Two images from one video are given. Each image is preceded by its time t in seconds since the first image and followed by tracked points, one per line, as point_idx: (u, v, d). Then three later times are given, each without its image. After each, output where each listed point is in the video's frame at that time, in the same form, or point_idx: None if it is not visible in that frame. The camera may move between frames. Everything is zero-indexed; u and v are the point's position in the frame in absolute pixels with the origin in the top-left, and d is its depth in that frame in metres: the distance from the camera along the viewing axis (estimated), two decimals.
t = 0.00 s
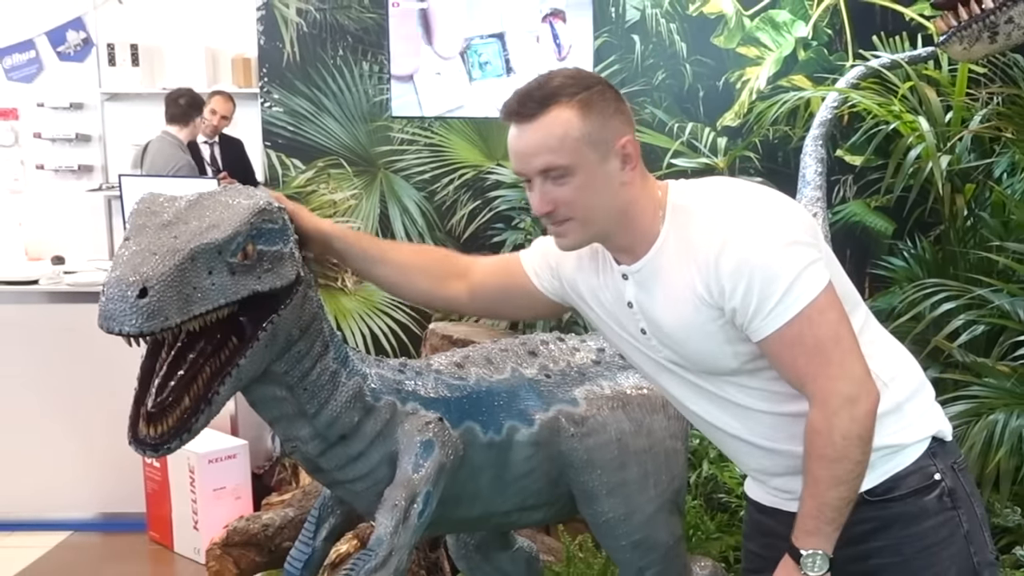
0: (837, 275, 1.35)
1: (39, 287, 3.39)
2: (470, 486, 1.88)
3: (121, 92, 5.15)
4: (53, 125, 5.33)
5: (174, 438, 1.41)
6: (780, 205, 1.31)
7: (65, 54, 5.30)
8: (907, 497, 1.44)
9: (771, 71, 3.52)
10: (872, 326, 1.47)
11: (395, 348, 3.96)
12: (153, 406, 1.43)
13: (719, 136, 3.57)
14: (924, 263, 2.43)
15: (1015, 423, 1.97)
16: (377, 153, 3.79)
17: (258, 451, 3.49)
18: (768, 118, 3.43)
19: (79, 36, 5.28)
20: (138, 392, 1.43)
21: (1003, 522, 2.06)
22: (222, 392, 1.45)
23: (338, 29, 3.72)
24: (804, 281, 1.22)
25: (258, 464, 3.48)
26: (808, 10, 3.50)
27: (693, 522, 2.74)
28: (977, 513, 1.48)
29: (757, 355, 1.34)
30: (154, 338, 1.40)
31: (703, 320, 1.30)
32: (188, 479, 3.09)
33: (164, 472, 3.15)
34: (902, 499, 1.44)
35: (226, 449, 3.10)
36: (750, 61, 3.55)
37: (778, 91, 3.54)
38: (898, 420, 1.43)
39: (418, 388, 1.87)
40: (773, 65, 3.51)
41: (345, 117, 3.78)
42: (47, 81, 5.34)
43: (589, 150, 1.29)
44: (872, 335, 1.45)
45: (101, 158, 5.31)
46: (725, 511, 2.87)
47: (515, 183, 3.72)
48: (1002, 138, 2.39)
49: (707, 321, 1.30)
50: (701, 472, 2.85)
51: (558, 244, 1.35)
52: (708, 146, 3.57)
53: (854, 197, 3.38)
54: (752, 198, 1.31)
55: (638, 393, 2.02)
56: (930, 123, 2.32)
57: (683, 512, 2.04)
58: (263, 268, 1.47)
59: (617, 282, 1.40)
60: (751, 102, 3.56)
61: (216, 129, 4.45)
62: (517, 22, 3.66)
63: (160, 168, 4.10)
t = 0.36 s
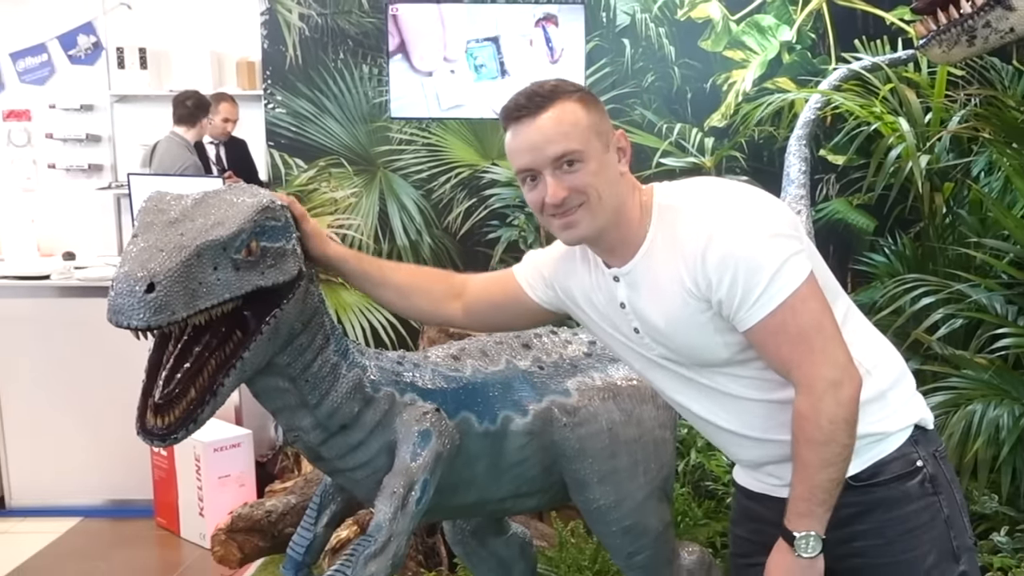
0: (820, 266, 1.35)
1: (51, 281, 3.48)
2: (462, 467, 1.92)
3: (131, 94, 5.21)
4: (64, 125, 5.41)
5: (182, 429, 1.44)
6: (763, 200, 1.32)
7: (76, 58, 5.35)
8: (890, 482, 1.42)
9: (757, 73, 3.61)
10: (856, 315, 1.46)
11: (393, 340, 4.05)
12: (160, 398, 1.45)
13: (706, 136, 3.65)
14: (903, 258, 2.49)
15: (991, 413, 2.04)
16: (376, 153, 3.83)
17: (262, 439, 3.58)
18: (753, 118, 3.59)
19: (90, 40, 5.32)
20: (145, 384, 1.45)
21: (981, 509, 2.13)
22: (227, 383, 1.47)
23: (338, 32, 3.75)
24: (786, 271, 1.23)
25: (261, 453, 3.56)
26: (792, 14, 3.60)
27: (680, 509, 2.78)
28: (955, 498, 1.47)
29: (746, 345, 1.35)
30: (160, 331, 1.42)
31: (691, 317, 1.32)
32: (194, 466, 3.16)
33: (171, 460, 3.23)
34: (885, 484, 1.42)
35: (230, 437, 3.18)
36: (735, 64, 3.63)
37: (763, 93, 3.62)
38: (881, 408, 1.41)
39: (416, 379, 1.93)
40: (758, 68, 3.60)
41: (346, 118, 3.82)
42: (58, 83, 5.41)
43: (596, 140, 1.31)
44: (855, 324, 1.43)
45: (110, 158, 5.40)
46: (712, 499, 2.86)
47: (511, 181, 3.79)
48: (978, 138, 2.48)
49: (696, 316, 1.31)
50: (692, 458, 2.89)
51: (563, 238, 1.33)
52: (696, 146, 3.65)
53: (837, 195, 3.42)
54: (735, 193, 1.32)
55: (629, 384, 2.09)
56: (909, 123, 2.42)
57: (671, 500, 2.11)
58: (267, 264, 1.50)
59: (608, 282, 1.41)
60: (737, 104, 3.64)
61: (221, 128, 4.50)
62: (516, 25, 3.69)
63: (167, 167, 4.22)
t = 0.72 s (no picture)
0: (806, 262, 1.38)
1: (63, 277, 3.56)
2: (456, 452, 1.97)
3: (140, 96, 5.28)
4: (75, 126, 5.48)
5: (189, 417, 1.51)
6: (749, 199, 1.35)
7: (87, 61, 5.45)
8: (872, 474, 1.43)
9: (744, 75, 3.64)
10: (844, 308, 1.48)
11: (393, 334, 4.11)
12: (169, 388, 1.53)
13: (695, 136, 3.69)
14: (885, 253, 2.58)
15: (970, 405, 2.12)
16: (377, 153, 3.88)
17: (265, 429, 3.66)
18: (740, 119, 3.63)
19: (100, 44, 5.43)
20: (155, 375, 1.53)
21: (960, 497, 2.25)
22: (232, 374, 1.55)
23: (339, 36, 3.81)
24: (768, 268, 1.27)
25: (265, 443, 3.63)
26: (777, 18, 3.64)
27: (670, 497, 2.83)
28: (938, 491, 1.47)
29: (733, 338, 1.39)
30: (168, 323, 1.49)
31: (679, 312, 1.36)
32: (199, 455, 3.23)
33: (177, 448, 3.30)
34: (868, 476, 1.42)
35: (234, 428, 3.24)
36: (722, 67, 3.66)
37: (750, 95, 3.65)
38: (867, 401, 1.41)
39: (415, 370, 1.98)
40: (746, 70, 3.63)
41: (347, 119, 3.87)
42: (70, 86, 5.49)
43: (571, 146, 1.35)
44: (844, 317, 1.45)
45: (120, 158, 5.47)
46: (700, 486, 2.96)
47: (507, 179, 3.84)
48: (959, 138, 2.54)
49: (684, 312, 1.35)
50: (679, 447, 2.94)
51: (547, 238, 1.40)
52: (684, 146, 3.69)
53: (821, 193, 3.45)
54: (720, 193, 1.36)
55: (620, 375, 2.16)
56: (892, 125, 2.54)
57: (661, 488, 2.17)
58: (271, 259, 1.56)
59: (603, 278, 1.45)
60: (725, 106, 3.67)
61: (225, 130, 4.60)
62: (512, 27, 3.73)
63: (175, 167, 4.28)
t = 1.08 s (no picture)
0: (784, 274, 1.33)
1: (73, 272, 3.64)
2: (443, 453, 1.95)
3: (148, 97, 5.36)
4: (85, 125, 5.55)
5: (195, 409, 1.59)
6: (731, 212, 1.30)
7: (96, 63, 5.50)
8: (847, 472, 1.38)
9: (731, 77, 3.72)
10: (834, 313, 1.43)
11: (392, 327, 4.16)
12: (176, 380, 1.61)
13: (684, 136, 3.76)
14: (868, 248, 2.64)
15: (950, 396, 2.19)
16: (377, 152, 3.94)
17: (269, 419, 3.76)
18: (729, 119, 3.71)
19: (110, 48, 5.48)
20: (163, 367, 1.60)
21: (941, 484, 2.29)
22: (237, 366, 1.62)
23: (341, 39, 3.87)
24: (729, 290, 1.21)
25: (269, 431, 3.74)
26: (764, 22, 3.70)
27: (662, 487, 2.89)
28: (913, 491, 1.43)
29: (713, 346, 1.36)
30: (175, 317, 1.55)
31: (651, 315, 1.33)
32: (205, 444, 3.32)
33: (185, 437, 3.39)
34: (843, 474, 1.38)
35: (240, 417, 3.33)
36: (711, 69, 3.74)
37: (738, 96, 3.72)
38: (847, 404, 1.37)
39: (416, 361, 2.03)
40: (733, 72, 3.70)
41: (348, 120, 3.93)
42: (81, 87, 5.55)
43: (530, 170, 1.34)
44: (831, 322, 1.39)
45: (128, 156, 5.54)
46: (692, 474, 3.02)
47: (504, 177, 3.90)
48: (940, 138, 2.62)
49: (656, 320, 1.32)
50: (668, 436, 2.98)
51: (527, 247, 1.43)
52: (675, 145, 3.75)
53: (806, 191, 3.47)
54: (702, 204, 1.30)
55: (612, 367, 2.22)
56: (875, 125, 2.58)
57: (651, 475, 2.24)
58: (275, 255, 1.63)
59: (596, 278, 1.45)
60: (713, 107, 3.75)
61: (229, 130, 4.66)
62: (508, 30, 3.80)
63: (181, 166, 4.37)
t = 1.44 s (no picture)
0: (734, 290, 1.27)
1: (82, 267, 3.74)
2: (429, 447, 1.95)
3: (155, 99, 5.43)
4: (94, 125, 5.65)
5: (201, 399, 1.61)
6: (670, 231, 1.23)
7: (105, 66, 5.59)
8: (821, 469, 1.38)
9: (719, 79, 3.79)
10: (801, 314, 1.37)
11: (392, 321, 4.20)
12: (182, 371, 1.62)
13: (674, 136, 3.81)
14: (853, 245, 2.72)
15: (932, 387, 2.28)
16: (377, 151, 4.01)
17: (272, 410, 3.83)
18: (717, 119, 3.76)
19: (118, 50, 5.57)
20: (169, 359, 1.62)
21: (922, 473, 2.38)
22: (242, 358, 1.64)
23: (342, 42, 3.94)
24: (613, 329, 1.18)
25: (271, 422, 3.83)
26: (751, 25, 3.77)
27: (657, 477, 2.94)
28: (886, 486, 1.42)
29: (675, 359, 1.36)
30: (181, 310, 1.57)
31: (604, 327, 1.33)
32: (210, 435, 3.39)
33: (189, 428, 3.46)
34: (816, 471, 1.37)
35: (243, 408, 3.41)
36: (699, 71, 3.81)
37: (725, 97, 3.80)
38: (814, 411, 1.35)
39: (410, 355, 1.95)
40: (721, 74, 3.78)
41: (348, 120, 3.99)
42: (91, 89, 5.64)
43: (513, 210, 1.28)
44: (795, 329, 1.34)
45: (136, 155, 5.61)
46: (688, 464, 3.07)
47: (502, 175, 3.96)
48: (922, 137, 2.68)
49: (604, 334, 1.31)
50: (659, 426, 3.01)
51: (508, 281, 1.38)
52: (664, 144, 3.80)
53: (793, 189, 3.50)
54: (654, 227, 1.24)
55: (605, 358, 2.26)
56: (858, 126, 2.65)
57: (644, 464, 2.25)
58: (278, 250, 1.65)
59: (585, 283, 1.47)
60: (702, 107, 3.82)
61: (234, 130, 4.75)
62: (505, 33, 3.83)
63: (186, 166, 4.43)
